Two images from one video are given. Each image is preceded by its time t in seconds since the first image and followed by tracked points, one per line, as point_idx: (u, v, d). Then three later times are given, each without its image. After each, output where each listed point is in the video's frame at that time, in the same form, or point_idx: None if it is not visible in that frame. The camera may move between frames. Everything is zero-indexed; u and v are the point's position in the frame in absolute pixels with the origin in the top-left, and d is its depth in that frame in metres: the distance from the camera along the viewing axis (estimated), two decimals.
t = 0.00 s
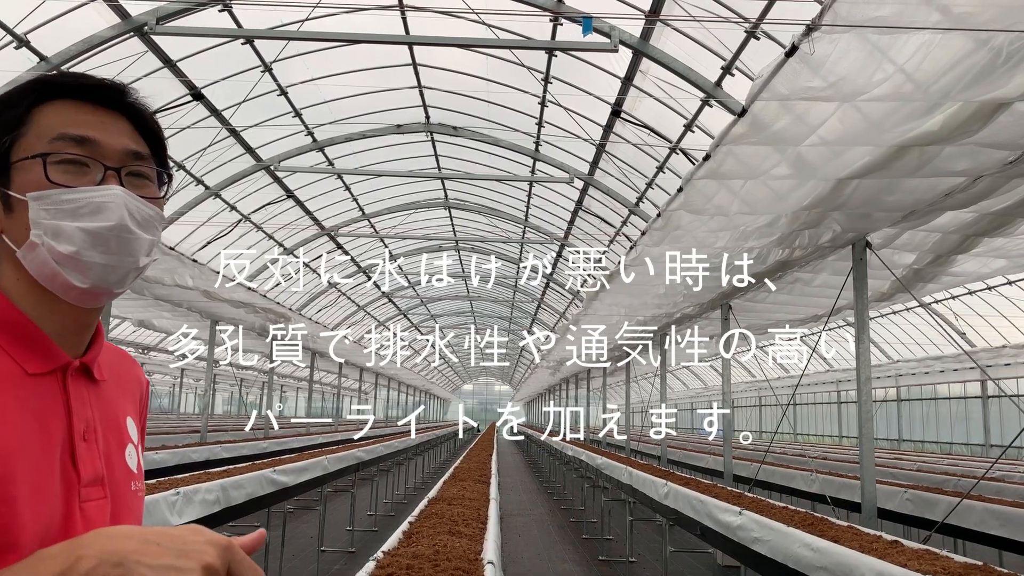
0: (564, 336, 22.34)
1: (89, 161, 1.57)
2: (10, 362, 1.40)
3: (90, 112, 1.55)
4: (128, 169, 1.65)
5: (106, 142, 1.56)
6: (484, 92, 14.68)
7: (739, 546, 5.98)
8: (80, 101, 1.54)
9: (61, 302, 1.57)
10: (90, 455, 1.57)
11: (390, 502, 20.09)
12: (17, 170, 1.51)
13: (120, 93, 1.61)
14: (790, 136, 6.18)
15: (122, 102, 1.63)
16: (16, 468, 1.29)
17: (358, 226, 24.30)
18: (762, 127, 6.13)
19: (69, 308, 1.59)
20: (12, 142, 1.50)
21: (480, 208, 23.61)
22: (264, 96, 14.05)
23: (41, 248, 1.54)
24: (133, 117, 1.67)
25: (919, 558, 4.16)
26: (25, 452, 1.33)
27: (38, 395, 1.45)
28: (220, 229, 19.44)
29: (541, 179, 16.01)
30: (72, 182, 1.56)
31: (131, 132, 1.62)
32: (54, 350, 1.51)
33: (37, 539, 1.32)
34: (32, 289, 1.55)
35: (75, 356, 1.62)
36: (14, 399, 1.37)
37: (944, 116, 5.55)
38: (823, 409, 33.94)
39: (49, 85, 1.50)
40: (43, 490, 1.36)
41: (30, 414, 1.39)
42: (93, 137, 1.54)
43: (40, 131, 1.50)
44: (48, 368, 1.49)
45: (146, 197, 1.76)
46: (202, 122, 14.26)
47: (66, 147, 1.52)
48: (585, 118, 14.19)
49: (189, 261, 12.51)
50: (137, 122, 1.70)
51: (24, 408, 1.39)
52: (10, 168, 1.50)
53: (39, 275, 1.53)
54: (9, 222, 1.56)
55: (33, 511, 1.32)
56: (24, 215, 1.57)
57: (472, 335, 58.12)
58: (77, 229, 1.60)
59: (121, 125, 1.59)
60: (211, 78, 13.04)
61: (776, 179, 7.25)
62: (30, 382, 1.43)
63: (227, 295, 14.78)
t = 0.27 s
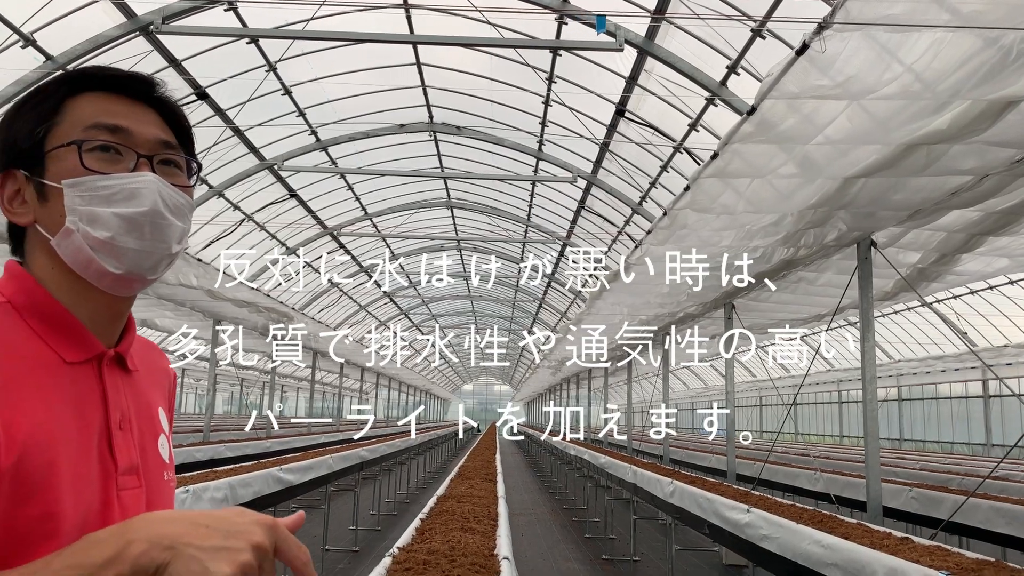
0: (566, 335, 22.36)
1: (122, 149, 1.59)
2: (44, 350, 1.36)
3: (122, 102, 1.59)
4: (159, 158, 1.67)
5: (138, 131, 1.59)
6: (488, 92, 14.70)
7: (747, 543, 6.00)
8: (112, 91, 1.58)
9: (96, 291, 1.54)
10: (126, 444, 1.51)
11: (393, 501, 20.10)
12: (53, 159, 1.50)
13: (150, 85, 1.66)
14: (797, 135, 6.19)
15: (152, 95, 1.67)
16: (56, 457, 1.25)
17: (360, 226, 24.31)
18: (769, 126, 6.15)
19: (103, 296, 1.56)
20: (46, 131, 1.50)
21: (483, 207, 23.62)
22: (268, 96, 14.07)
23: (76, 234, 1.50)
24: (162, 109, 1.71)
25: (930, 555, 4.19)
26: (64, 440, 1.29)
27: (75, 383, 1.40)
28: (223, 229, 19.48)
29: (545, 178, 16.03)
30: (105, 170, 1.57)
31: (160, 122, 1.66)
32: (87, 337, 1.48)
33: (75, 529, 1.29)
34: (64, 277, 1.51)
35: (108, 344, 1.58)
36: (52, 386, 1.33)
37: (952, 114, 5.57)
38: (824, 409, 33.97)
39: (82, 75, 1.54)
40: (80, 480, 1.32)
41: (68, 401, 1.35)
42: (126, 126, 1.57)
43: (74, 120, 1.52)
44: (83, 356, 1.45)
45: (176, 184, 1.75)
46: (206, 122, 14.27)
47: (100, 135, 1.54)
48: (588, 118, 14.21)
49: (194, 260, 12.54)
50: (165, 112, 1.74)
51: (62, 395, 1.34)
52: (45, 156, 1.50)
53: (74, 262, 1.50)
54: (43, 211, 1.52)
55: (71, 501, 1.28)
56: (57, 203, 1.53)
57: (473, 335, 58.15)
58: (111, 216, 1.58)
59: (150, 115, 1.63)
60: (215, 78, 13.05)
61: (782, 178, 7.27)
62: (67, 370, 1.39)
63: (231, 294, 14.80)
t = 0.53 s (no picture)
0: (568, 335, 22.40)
1: (151, 142, 1.58)
2: (83, 333, 1.36)
3: (152, 95, 1.59)
4: (189, 151, 1.67)
5: (167, 124, 1.59)
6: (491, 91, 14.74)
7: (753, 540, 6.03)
8: (141, 84, 1.58)
9: (123, 280, 1.55)
10: (158, 429, 1.54)
11: (395, 500, 20.14)
12: (84, 151, 1.49)
13: (176, 79, 1.66)
14: (802, 133, 6.21)
15: (180, 89, 1.67)
16: (97, 437, 1.26)
17: (362, 226, 24.34)
18: (775, 125, 6.17)
19: (132, 285, 1.56)
20: (78, 123, 1.49)
21: (485, 207, 23.65)
22: (271, 95, 14.10)
23: (107, 224, 1.49)
24: (189, 102, 1.70)
25: (938, 548, 4.23)
26: (103, 423, 1.30)
27: (113, 367, 1.41)
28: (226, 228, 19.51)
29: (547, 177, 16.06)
30: (136, 162, 1.56)
31: (187, 116, 1.65)
32: (119, 322, 1.47)
33: (113, 511, 1.30)
34: (95, 265, 1.51)
35: (138, 330, 1.60)
36: (92, 369, 1.33)
37: (957, 112, 5.59)
38: (825, 409, 34.02)
39: (113, 68, 1.54)
40: (117, 465, 1.34)
41: (106, 386, 1.36)
42: (155, 118, 1.57)
43: (106, 112, 1.51)
44: (119, 341, 1.45)
45: (204, 178, 1.74)
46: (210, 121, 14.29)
47: (130, 128, 1.54)
48: (592, 117, 14.24)
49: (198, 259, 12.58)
50: (192, 106, 1.73)
51: (101, 377, 1.35)
52: (77, 148, 1.48)
53: (105, 252, 1.49)
54: (75, 202, 1.50)
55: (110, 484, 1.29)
56: (88, 194, 1.51)
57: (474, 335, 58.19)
58: (141, 207, 1.57)
59: (179, 108, 1.64)
60: (219, 77, 13.08)
61: (787, 177, 7.29)
62: (105, 353, 1.40)
63: (235, 293, 14.83)
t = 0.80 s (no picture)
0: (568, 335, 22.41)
1: (168, 146, 1.59)
2: (94, 333, 1.37)
3: (171, 99, 1.60)
4: (205, 156, 1.68)
5: (184, 129, 1.61)
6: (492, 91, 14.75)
7: (755, 538, 6.05)
8: (161, 87, 1.59)
9: (134, 280, 1.56)
10: (166, 427, 1.55)
11: (396, 500, 20.16)
12: (101, 151, 1.50)
13: (198, 83, 1.67)
14: (803, 133, 6.23)
15: (198, 93, 1.68)
16: (109, 436, 1.27)
17: (363, 226, 24.35)
18: (776, 125, 6.19)
19: (143, 286, 1.57)
20: (97, 124, 1.50)
21: (485, 207, 23.66)
22: (272, 96, 14.12)
23: (120, 225, 1.50)
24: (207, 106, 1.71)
25: (939, 546, 4.25)
26: (115, 421, 1.31)
27: (122, 366, 1.42)
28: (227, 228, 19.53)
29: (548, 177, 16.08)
30: (152, 167, 1.58)
31: (205, 120, 1.67)
32: (130, 322, 1.49)
33: (123, 507, 1.31)
34: (107, 265, 1.52)
35: (147, 330, 1.61)
36: (103, 367, 1.34)
37: (958, 111, 5.61)
38: (825, 409, 34.03)
39: (135, 70, 1.55)
40: (130, 459, 1.36)
41: (116, 384, 1.37)
42: (173, 123, 1.58)
43: (125, 115, 1.53)
44: (129, 340, 1.46)
45: (218, 183, 1.76)
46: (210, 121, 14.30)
47: (148, 132, 1.55)
48: (592, 117, 14.26)
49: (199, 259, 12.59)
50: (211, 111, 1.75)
51: (111, 377, 1.37)
52: (94, 148, 1.49)
53: (119, 253, 1.50)
54: (88, 202, 1.51)
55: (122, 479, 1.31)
56: (104, 194, 1.52)
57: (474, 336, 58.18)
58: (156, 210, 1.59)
59: (197, 112, 1.64)
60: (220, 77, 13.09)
61: (788, 176, 7.31)
62: (114, 354, 1.41)
63: (236, 293, 14.84)
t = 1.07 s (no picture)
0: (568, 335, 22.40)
1: (166, 145, 1.62)
2: (87, 338, 1.38)
3: (165, 101, 1.64)
4: (200, 155, 1.71)
5: (179, 128, 1.64)
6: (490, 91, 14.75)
7: (752, 539, 6.05)
8: (155, 91, 1.63)
9: (134, 279, 1.56)
10: (157, 433, 1.55)
11: (396, 500, 20.17)
12: (100, 152, 1.52)
13: (190, 87, 1.71)
14: (799, 134, 6.24)
15: (191, 97, 1.72)
16: (98, 441, 1.29)
17: (362, 226, 24.35)
18: (772, 126, 6.20)
19: (145, 285, 1.58)
20: (94, 126, 1.52)
21: (485, 207, 23.65)
22: (271, 96, 14.13)
23: (120, 223, 1.50)
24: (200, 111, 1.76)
25: (933, 546, 4.26)
26: (106, 426, 1.33)
27: (115, 372, 1.42)
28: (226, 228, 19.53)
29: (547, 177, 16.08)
30: (150, 165, 1.60)
31: (199, 122, 1.71)
32: (125, 327, 1.49)
33: (111, 511, 1.31)
34: (107, 265, 1.52)
35: (143, 335, 1.61)
36: (96, 373, 1.35)
37: (953, 112, 5.62)
38: (826, 409, 34.00)
39: (130, 75, 1.59)
40: (121, 464, 1.36)
41: (109, 389, 1.38)
42: (169, 123, 1.62)
43: (120, 117, 1.56)
44: (122, 346, 1.46)
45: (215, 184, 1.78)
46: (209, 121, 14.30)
47: (145, 131, 1.58)
48: (591, 117, 14.25)
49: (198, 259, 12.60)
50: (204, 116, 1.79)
51: (104, 381, 1.37)
52: (92, 149, 1.52)
53: (118, 249, 1.50)
54: (88, 202, 1.52)
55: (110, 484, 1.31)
56: (103, 192, 1.53)
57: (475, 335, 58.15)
58: (156, 207, 1.59)
59: (191, 114, 1.68)
60: (218, 78, 13.10)
61: (785, 177, 7.31)
62: (107, 359, 1.41)
63: (236, 293, 14.85)
